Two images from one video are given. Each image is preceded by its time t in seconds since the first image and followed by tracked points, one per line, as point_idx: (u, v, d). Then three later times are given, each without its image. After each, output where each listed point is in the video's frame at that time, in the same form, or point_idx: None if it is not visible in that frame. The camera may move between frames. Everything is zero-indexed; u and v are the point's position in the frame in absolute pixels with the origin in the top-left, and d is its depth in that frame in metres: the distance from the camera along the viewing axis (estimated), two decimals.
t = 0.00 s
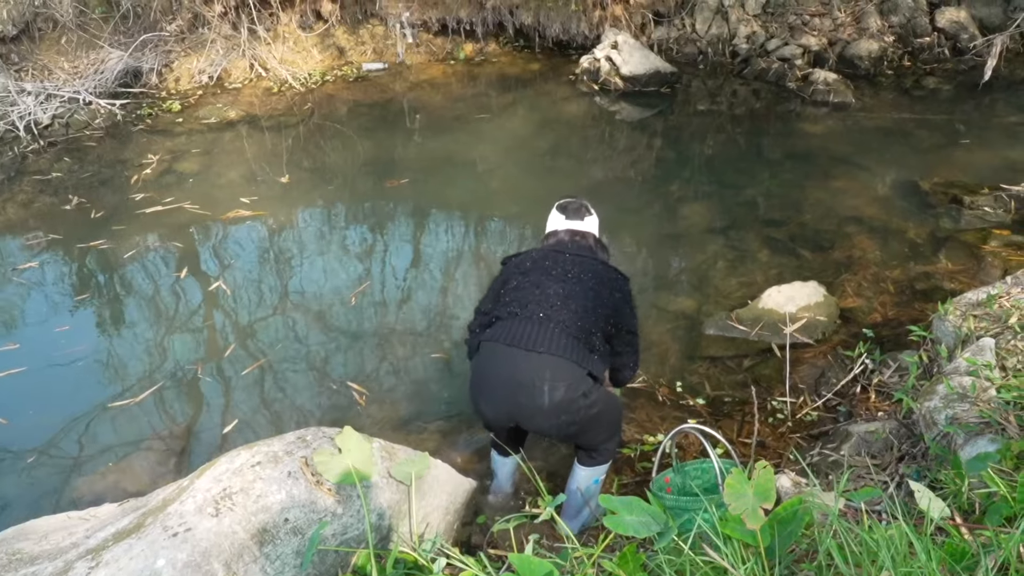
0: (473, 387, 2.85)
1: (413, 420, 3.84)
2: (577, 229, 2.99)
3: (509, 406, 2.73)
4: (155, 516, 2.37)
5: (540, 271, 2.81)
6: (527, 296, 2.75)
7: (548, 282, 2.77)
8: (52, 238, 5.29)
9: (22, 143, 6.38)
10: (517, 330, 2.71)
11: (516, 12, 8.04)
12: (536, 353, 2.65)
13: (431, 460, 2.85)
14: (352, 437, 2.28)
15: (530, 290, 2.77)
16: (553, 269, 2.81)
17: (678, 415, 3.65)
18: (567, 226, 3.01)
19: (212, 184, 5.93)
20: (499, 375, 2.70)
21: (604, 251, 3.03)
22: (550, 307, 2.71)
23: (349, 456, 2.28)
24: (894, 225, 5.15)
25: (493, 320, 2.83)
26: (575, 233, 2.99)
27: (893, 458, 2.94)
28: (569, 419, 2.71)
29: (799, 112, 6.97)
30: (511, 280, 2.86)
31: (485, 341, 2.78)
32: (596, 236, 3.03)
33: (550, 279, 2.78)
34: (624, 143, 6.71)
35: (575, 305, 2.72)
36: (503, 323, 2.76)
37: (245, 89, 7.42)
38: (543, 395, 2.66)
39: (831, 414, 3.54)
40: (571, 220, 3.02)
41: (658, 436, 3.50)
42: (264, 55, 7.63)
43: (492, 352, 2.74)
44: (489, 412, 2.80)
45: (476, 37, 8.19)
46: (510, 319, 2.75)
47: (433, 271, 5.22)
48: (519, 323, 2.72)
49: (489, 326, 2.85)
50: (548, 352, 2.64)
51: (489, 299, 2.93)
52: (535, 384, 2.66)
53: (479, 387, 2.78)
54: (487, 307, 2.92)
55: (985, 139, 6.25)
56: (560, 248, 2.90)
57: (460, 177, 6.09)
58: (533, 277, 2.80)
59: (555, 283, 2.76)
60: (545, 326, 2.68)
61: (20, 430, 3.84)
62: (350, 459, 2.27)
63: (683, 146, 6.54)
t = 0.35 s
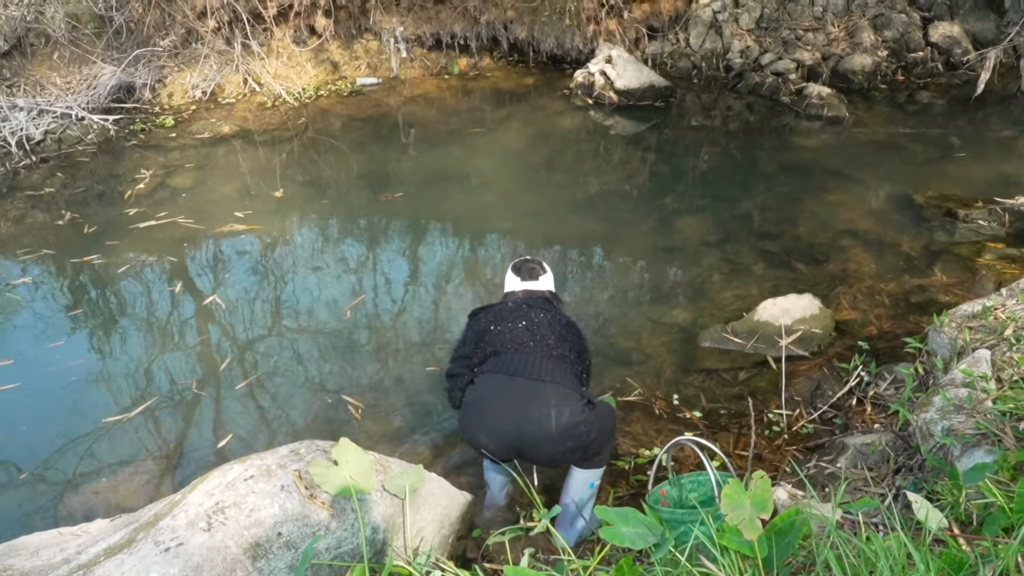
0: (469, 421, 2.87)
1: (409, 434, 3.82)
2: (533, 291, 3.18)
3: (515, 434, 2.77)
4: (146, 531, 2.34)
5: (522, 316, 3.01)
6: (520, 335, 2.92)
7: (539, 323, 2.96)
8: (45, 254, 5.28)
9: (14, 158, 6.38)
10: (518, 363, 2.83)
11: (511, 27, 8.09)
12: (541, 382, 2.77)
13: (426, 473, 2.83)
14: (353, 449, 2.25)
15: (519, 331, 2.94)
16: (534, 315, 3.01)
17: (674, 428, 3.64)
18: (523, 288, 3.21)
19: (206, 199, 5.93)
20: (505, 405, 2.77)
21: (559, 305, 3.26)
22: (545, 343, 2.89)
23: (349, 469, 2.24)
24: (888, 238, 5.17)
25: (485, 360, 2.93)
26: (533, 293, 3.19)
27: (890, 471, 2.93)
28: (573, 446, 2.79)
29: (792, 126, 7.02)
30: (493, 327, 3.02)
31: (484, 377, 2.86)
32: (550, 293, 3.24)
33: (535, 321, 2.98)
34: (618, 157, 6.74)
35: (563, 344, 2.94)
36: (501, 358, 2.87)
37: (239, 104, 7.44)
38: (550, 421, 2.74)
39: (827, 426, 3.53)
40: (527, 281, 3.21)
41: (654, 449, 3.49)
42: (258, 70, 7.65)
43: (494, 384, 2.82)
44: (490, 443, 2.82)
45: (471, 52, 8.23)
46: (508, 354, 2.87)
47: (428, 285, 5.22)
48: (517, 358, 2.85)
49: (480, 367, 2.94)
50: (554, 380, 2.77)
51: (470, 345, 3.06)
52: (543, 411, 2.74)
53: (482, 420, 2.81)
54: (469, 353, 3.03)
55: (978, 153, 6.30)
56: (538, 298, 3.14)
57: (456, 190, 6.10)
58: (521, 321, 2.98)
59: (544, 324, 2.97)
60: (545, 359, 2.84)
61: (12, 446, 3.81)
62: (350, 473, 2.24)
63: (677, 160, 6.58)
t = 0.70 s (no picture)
0: (468, 420, 2.85)
1: (409, 428, 3.81)
2: (517, 297, 3.18)
3: (516, 431, 2.77)
4: (145, 525, 2.33)
5: (515, 317, 3.02)
6: (515, 334, 2.93)
7: (533, 322, 3.00)
8: (44, 248, 5.27)
9: (13, 153, 6.37)
10: (516, 361, 2.85)
11: (510, 21, 8.06)
12: (541, 379, 2.79)
13: (426, 468, 2.82)
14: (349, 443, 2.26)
15: (514, 330, 2.95)
16: (526, 316, 3.04)
17: (674, 423, 3.63)
18: (507, 295, 3.21)
19: (205, 194, 5.92)
20: (505, 402, 2.77)
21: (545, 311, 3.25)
22: (541, 343, 2.91)
23: (346, 464, 2.25)
24: (889, 232, 5.16)
25: (481, 359, 2.93)
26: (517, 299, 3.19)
27: (891, 465, 2.92)
28: (573, 442, 2.81)
29: (793, 121, 7.00)
30: (486, 328, 3.02)
31: (482, 375, 2.86)
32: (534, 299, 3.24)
33: (528, 322, 3.00)
34: (619, 151, 6.73)
35: (557, 344, 2.97)
36: (498, 357, 2.88)
37: (238, 99, 7.43)
38: (551, 418, 2.75)
39: (828, 420, 3.52)
40: (509, 288, 3.23)
41: (654, 444, 3.48)
42: (257, 65, 7.64)
43: (493, 382, 2.82)
44: (491, 441, 2.81)
45: (470, 47, 8.21)
46: (505, 353, 2.88)
47: (427, 280, 5.20)
48: (515, 356, 2.86)
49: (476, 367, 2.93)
50: (553, 378, 2.80)
51: (464, 344, 3.06)
52: (544, 406, 2.75)
53: (482, 417, 2.80)
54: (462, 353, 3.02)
55: (979, 148, 6.28)
56: (526, 301, 3.16)
57: (455, 186, 6.09)
58: (515, 321, 3.00)
59: (538, 325, 2.99)
60: (543, 358, 2.87)
61: (12, 441, 3.81)
62: (347, 468, 2.24)
63: (677, 155, 6.56)
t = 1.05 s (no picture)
0: (457, 388, 2.84)
1: (408, 417, 3.81)
2: (514, 262, 3.07)
3: (502, 398, 2.75)
4: (143, 512, 2.32)
5: (505, 282, 2.93)
6: (503, 300, 2.85)
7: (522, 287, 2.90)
8: (44, 236, 5.25)
9: (12, 141, 6.34)
10: (502, 328, 2.79)
11: (511, 9, 8.01)
12: (526, 346, 2.73)
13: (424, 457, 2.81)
14: (349, 432, 2.25)
15: (502, 296, 2.87)
16: (517, 281, 2.94)
17: (673, 412, 3.62)
18: (505, 259, 3.11)
19: (204, 182, 5.89)
20: (490, 369, 2.74)
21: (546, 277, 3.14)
22: (528, 308, 2.83)
23: (347, 455, 2.24)
24: (890, 223, 5.14)
25: (470, 327, 2.88)
26: (515, 264, 3.09)
27: (890, 455, 2.91)
28: (560, 409, 2.76)
29: (794, 111, 6.97)
30: (475, 293, 2.94)
31: (469, 343, 2.82)
32: (534, 265, 3.13)
33: (519, 286, 2.91)
34: (619, 141, 6.70)
35: (548, 308, 2.87)
36: (485, 324, 2.82)
37: (237, 87, 7.40)
38: (536, 385, 2.71)
39: (827, 411, 3.51)
40: (508, 253, 3.12)
41: (653, 434, 3.47)
42: (256, 53, 7.60)
43: (479, 350, 2.78)
44: (479, 409, 2.80)
45: (471, 35, 8.16)
46: (492, 320, 2.82)
47: (427, 269, 5.18)
48: (501, 322, 2.80)
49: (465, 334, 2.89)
50: (539, 344, 2.73)
51: (454, 316, 2.97)
52: (528, 373, 2.71)
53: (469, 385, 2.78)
54: (452, 320, 2.96)
55: (981, 138, 6.26)
56: (522, 267, 3.06)
57: (455, 175, 6.07)
58: (504, 286, 2.91)
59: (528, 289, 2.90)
60: (530, 323, 2.79)
61: (13, 429, 3.80)
62: (348, 460, 2.23)
63: (678, 145, 6.53)
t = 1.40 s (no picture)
0: (447, 357, 2.80)
1: (409, 410, 3.80)
2: (521, 244, 2.99)
3: (490, 369, 2.70)
4: (143, 505, 2.31)
5: (509, 257, 2.89)
6: (503, 273, 2.81)
7: (524, 263, 2.86)
8: (46, 228, 5.24)
9: (13, 132, 6.32)
10: (499, 301, 2.75)
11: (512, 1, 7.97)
12: (521, 320, 2.69)
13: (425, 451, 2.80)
14: (349, 426, 2.23)
15: (503, 270, 2.83)
16: (520, 257, 2.90)
17: (675, 405, 3.61)
18: (511, 241, 3.03)
19: (205, 174, 5.87)
20: (481, 341, 2.71)
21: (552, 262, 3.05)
22: (527, 283, 2.79)
23: (347, 449, 2.22)
24: (892, 215, 5.11)
25: (467, 299, 2.84)
26: (521, 247, 3.01)
27: (893, 449, 2.90)
28: (548, 387, 2.71)
29: (797, 103, 6.93)
30: (477, 266, 2.91)
31: (464, 313, 2.79)
32: (541, 249, 3.05)
33: (521, 262, 2.87)
34: (621, 133, 6.66)
35: (549, 286, 2.83)
36: (483, 296, 2.79)
37: (238, 78, 7.37)
38: (525, 360, 2.67)
39: (830, 404, 3.49)
40: (516, 235, 3.04)
41: (655, 427, 3.46)
42: (257, 44, 7.56)
43: (473, 320, 2.75)
44: (466, 378, 2.75)
45: (472, 27, 8.12)
46: (490, 292, 2.78)
47: (428, 262, 5.16)
48: (498, 295, 2.76)
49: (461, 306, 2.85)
50: (533, 319, 2.69)
51: (454, 287, 2.94)
52: (519, 348, 2.67)
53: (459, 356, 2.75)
54: (452, 290, 2.93)
55: (985, 131, 6.22)
56: (529, 249, 2.98)
57: (456, 167, 6.04)
58: (507, 262, 2.87)
59: (530, 266, 2.85)
60: (527, 299, 2.75)
61: (14, 420, 3.80)
62: (348, 453, 2.22)
63: (680, 137, 6.50)
